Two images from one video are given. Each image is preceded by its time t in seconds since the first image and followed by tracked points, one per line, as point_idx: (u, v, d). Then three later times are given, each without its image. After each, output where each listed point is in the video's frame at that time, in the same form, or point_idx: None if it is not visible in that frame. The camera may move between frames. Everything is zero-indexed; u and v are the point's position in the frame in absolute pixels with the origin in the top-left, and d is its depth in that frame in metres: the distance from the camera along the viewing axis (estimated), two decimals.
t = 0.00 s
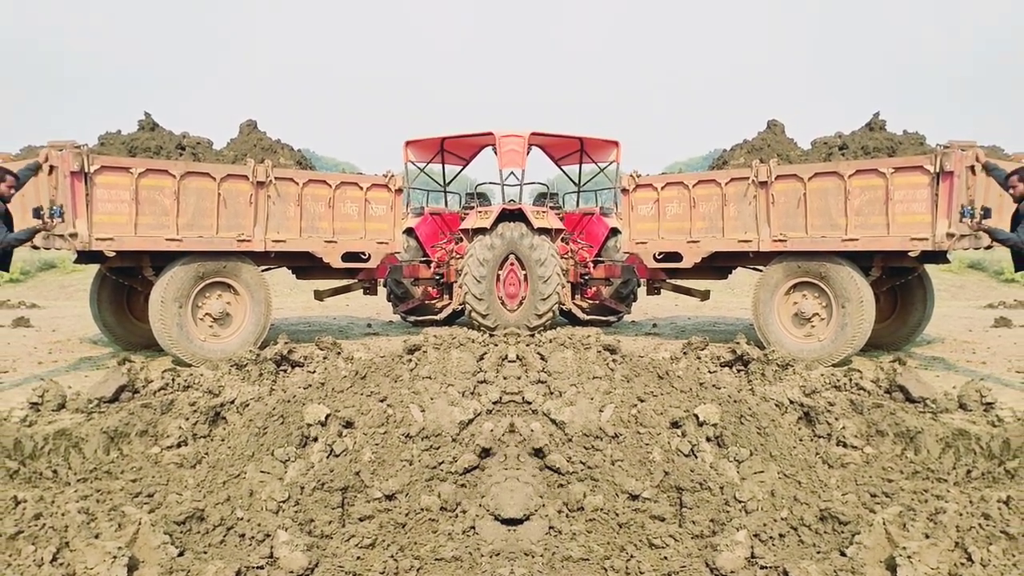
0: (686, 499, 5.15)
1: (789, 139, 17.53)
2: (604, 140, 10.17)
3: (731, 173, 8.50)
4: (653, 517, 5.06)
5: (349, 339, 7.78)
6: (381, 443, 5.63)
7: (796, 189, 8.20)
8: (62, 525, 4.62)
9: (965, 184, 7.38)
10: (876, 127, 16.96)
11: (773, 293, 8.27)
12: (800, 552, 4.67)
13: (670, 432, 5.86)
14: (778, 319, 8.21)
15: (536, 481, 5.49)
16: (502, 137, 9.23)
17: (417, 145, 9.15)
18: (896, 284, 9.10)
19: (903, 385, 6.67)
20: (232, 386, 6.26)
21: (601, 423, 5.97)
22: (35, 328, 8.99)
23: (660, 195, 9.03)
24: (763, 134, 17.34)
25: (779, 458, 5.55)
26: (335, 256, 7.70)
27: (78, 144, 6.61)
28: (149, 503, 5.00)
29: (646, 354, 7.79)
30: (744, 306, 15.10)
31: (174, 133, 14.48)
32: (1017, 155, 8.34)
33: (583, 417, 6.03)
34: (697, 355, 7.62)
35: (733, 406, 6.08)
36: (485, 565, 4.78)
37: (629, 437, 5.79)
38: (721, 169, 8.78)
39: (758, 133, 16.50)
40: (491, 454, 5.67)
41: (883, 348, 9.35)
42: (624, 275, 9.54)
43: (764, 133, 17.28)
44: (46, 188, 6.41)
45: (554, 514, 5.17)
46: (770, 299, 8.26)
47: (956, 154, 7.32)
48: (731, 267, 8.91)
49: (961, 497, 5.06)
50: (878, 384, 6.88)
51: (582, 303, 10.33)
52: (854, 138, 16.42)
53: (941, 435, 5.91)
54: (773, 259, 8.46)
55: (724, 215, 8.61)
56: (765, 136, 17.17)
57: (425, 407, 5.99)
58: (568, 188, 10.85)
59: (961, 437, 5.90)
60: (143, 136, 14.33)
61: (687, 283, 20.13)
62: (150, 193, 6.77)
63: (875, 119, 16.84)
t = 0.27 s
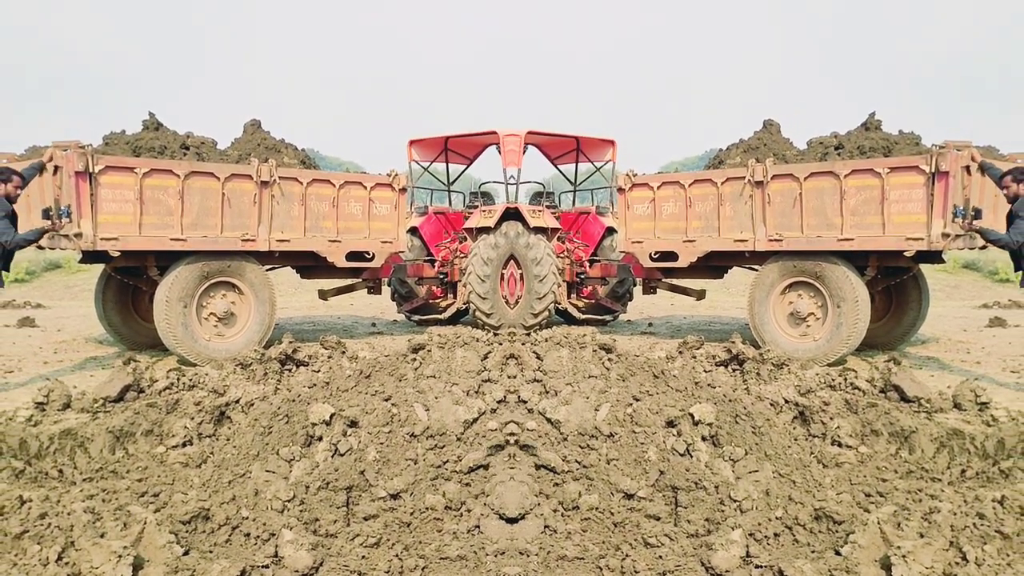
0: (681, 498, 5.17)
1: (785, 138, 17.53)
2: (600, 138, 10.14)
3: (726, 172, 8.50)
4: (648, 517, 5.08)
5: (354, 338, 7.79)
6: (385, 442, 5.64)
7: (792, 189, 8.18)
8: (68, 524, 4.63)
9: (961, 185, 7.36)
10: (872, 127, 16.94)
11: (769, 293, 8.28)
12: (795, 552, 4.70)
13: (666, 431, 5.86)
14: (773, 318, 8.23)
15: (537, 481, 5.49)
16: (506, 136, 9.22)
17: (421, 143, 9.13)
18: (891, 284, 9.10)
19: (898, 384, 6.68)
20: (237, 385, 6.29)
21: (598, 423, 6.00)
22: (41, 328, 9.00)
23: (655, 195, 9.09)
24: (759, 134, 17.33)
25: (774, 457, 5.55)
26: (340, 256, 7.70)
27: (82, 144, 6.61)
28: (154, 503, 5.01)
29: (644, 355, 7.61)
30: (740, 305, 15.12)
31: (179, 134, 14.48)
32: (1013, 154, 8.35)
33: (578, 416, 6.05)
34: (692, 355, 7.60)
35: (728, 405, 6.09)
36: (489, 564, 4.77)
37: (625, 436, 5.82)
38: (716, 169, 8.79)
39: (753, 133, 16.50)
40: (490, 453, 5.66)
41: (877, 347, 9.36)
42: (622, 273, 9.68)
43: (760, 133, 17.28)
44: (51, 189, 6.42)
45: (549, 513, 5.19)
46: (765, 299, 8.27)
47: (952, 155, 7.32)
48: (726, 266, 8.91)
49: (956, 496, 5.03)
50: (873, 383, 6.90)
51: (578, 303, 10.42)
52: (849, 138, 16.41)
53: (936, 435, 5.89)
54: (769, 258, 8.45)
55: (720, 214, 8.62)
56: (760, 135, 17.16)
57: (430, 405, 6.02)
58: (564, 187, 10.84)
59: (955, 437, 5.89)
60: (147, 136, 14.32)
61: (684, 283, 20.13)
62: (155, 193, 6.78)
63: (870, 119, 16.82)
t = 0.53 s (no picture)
0: (677, 497, 5.18)
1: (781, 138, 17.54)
2: (596, 138, 10.20)
3: (723, 172, 8.53)
4: (645, 516, 5.10)
5: (357, 338, 7.80)
6: (389, 441, 5.64)
7: (788, 189, 8.20)
8: (72, 523, 4.63)
9: (957, 184, 7.40)
10: (868, 127, 16.94)
11: (765, 293, 8.30)
12: (791, 550, 4.73)
13: (663, 431, 5.83)
14: (769, 317, 8.26)
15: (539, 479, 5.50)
16: (508, 135, 9.24)
17: (424, 142, 9.14)
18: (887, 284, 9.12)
19: (894, 383, 6.71)
20: (241, 384, 6.30)
21: (594, 422, 5.91)
22: (45, 328, 9.00)
23: (653, 194, 9.10)
24: (756, 134, 17.34)
25: (769, 457, 5.58)
26: (343, 255, 7.71)
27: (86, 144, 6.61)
28: (158, 502, 5.02)
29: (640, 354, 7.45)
30: (737, 305, 15.16)
31: (183, 133, 14.47)
32: (1008, 154, 8.38)
33: (575, 416, 5.96)
34: (688, 354, 7.52)
35: (725, 404, 6.12)
36: (493, 563, 4.78)
37: (622, 436, 5.77)
38: (713, 168, 8.82)
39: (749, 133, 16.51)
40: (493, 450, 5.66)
41: (873, 347, 9.40)
42: (617, 273, 9.60)
43: (756, 133, 17.29)
44: (54, 188, 6.40)
45: (546, 513, 5.18)
46: (762, 298, 8.29)
47: (948, 154, 7.35)
48: (723, 266, 8.95)
49: (952, 496, 5.07)
50: (869, 383, 6.93)
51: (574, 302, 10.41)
52: (845, 138, 16.41)
53: (932, 434, 5.95)
54: (765, 258, 8.48)
55: (716, 213, 8.65)
56: (757, 135, 17.18)
57: (433, 405, 5.96)
58: (560, 186, 10.86)
59: (951, 436, 5.93)
60: (150, 136, 14.32)
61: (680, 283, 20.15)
62: (159, 193, 6.78)
63: (866, 119, 16.82)
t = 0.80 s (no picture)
0: (674, 496, 5.21)
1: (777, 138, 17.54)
2: (593, 138, 10.19)
3: (720, 172, 8.53)
4: (642, 515, 5.12)
5: (360, 337, 7.80)
6: (392, 441, 5.64)
7: (784, 189, 8.23)
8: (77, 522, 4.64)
9: (953, 184, 7.43)
10: (864, 127, 16.94)
11: (762, 292, 8.32)
12: (788, 550, 4.77)
13: (659, 430, 5.87)
14: (766, 317, 8.27)
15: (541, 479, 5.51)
16: (511, 135, 9.27)
17: (428, 142, 9.15)
18: (883, 284, 9.16)
19: (891, 383, 6.72)
20: (244, 384, 6.30)
21: (591, 421, 5.92)
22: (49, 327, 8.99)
23: (649, 193, 9.09)
24: (752, 134, 17.34)
25: (766, 456, 5.61)
26: (347, 255, 7.72)
27: (90, 144, 6.61)
28: (162, 501, 5.03)
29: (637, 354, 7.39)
30: (733, 304, 15.18)
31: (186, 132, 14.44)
32: (1003, 154, 8.42)
33: (572, 415, 5.96)
34: (685, 353, 7.53)
35: (721, 404, 6.15)
36: (496, 562, 4.80)
37: (618, 435, 5.79)
38: (710, 168, 8.82)
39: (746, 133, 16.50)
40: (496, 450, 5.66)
41: (870, 347, 9.43)
42: (614, 272, 9.56)
43: (753, 133, 17.28)
44: (59, 188, 6.42)
45: (542, 513, 5.17)
46: (758, 298, 8.31)
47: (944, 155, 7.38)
48: (720, 265, 8.97)
49: (947, 495, 5.10)
50: (865, 382, 6.89)
51: (570, 301, 10.33)
52: (842, 138, 16.41)
53: (928, 433, 5.94)
54: (762, 258, 8.50)
55: (713, 213, 8.66)
56: (753, 135, 17.18)
57: (436, 405, 5.95)
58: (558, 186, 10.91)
59: (947, 436, 5.93)
60: (154, 136, 14.26)
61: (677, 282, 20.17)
62: (162, 193, 6.77)
63: (863, 119, 16.80)
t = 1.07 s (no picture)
0: (671, 497, 5.22)
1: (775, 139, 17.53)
2: (590, 137, 10.15)
3: (717, 172, 8.54)
4: (640, 515, 5.13)
5: (363, 338, 7.80)
6: (394, 441, 5.64)
7: (782, 189, 8.25)
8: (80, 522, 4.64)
9: (949, 184, 7.42)
10: (861, 128, 16.93)
11: (759, 292, 8.33)
12: (785, 550, 4.78)
13: (657, 431, 5.87)
14: (763, 317, 8.28)
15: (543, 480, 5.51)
16: (512, 136, 9.24)
17: (430, 143, 9.16)
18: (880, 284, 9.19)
19: (888, 383, 6.75)
20: (247, 385, 6.26)
21: (588, 422, 5.95)
22: (52, 327, 9.00)
23: (647, 194, 9.13)
24: (750, 134, 17.35)
25: (763, 456, 5.62)
26: (350, 255, 7.73)
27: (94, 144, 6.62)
28: (165, 501, 5.04)
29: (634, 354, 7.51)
30: (731, 305, 15.20)
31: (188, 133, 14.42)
32: (1001, 154, 8.44)
33: (569, 416, 5.99)
34: (683, 353, 7.56)
35: (719, 404, 6.15)
36: (498, 562, 4.77)
37: (616, 435, 5.80)
38: (708, 168, 8.83)
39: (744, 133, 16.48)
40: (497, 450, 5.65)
41: (867, 347, 9.45)
42: (612, 273, 9.58)
43: (751, 134, 17.27)
44: (61, 188, 6.42)
45: (540, 512, 5.17)
46: (756, 298, 8.32)
47: (941, 155, 7.37)
48: (718, 265, 8.99)
49: (944, 495, 5.11)
50: (862, 382, 6.90)
51: (568, 302, 10.31)
52: (839, 139, 16.40)
53: (925, 434, 5.98)
54: (759, 258, 8.52)
55: (710, 214, 8.68)
56: (751, 136, 17.16)
57: (439, 404, 5.99)
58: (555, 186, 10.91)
59: (944, 436, 5.98)
60: (157, 137, 14.21)
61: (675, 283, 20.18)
62: (165, 193, 6.78)
63: (860, 120, 16.74)
